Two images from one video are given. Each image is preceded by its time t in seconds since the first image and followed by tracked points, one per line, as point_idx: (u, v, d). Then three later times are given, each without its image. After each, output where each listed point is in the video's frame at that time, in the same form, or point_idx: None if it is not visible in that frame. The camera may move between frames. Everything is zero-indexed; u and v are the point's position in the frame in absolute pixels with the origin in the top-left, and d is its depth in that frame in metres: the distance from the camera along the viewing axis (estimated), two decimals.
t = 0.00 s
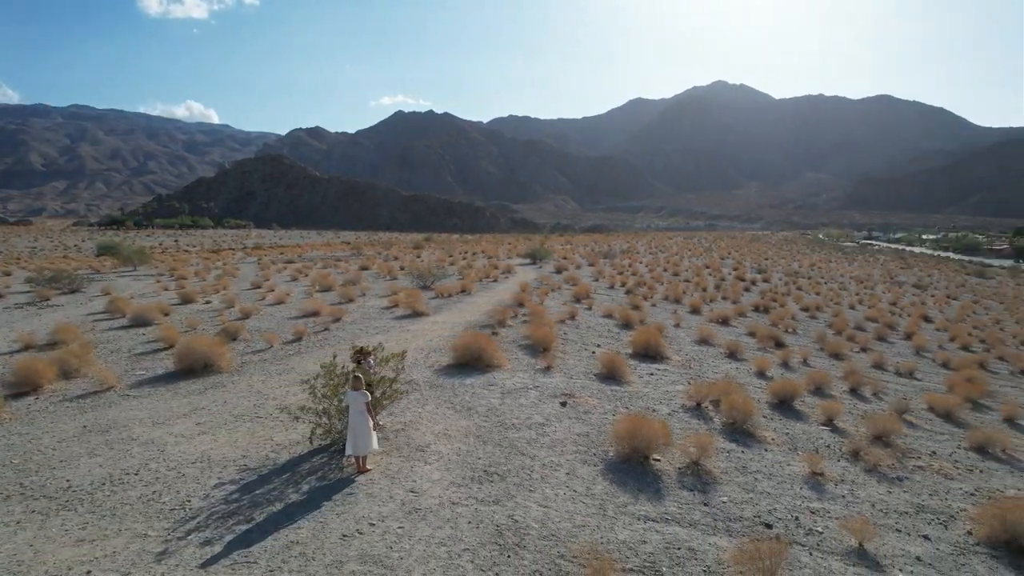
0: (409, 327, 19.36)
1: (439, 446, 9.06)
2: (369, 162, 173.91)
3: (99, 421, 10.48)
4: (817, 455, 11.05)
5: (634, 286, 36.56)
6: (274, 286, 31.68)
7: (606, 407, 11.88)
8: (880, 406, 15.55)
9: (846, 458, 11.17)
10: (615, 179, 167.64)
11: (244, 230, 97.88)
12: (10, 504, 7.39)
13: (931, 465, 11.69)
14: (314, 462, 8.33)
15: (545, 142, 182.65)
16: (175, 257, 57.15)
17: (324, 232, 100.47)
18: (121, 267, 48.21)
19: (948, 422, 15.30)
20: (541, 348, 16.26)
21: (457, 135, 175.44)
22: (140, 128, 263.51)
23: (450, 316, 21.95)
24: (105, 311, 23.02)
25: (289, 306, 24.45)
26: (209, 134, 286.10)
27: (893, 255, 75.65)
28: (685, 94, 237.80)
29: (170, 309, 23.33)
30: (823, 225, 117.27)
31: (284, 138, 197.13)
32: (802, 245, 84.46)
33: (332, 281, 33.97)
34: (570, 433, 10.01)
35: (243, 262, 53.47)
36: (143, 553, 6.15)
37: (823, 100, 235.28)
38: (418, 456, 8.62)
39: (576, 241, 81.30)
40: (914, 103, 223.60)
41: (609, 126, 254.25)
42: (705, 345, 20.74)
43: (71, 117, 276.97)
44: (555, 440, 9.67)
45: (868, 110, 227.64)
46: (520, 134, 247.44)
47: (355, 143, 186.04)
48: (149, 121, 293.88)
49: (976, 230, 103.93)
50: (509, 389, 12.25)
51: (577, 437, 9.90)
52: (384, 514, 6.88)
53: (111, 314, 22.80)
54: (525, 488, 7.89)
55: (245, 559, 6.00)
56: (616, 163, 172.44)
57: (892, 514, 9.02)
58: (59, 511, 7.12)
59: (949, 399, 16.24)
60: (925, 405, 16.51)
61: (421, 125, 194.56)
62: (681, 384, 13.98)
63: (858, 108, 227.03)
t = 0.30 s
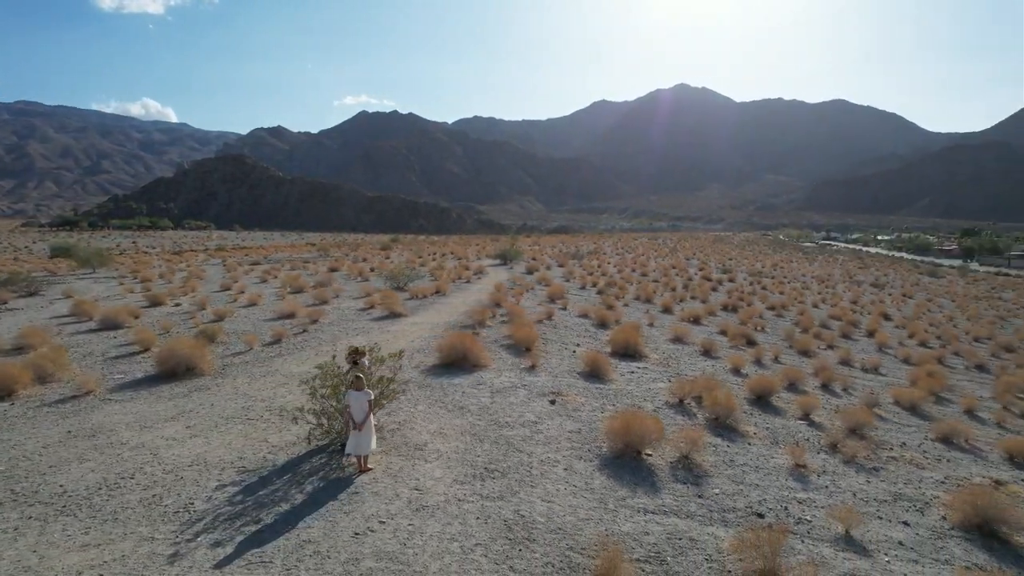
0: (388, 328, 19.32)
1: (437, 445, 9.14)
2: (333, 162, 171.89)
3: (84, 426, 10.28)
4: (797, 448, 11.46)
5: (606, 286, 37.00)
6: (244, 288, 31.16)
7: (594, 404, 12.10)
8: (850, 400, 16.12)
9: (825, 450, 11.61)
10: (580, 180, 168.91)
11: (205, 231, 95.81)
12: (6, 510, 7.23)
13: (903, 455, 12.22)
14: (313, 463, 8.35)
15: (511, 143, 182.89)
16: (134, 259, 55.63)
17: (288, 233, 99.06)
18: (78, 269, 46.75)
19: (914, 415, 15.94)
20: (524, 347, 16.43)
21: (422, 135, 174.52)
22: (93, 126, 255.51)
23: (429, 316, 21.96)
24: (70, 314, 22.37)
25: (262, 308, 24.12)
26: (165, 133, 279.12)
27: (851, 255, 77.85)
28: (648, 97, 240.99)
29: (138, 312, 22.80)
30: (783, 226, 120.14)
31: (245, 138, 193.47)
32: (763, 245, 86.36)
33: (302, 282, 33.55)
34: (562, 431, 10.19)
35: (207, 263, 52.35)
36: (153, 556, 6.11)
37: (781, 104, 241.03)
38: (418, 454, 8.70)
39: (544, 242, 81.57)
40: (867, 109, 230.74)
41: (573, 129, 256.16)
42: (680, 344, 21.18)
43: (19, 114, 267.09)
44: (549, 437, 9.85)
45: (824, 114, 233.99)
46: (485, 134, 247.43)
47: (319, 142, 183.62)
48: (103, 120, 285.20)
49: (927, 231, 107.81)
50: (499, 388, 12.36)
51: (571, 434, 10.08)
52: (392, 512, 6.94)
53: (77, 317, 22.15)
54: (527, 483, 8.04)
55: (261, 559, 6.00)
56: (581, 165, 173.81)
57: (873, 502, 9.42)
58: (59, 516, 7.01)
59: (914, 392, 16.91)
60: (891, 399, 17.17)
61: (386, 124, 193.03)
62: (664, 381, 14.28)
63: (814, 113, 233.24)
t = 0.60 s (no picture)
0: (368, 329, 19.26)
1: (435, 443, 9.23)
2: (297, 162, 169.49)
3: (69, 431, 10.09)
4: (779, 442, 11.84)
5: (578, 287, 37.37)
6: (214, 290, 30.62)
7: (582, 402, 12.29)
8: (822, 395, 16.67)
9: (804, 443, 12.02)
10: (546, 181, 169.71)
11: (165, 232, 93.61)
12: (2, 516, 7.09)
13: (877, 446, 12.71)
14: (314, 463, 8.36)
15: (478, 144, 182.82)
16: (93, 260, 54.04)
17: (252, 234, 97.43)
18: (35, 271, 45.27)
19: (883, 409, 16.55)
20: (506, 348, 16.58)
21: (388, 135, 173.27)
22: (43, 122, 247.04)
23: (407, 317, 21.93)
24: (34, 318, 21.70)
25: (236, 310, 23.77)
26: (121, 131, 271.63)
27: (812, 255, 79.93)
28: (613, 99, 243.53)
29: (107, 314, 22.25)
30: (746, 227, 122.64)
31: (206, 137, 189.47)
32: (727, 245, 88.01)
33: (272, 284, 33.08)
34: (555, 428, 10.37)
35: (171, 265, 51.25)
36: (165, 559, 6.08)
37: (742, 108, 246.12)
38: (417, 454, 8.77)
39: (512, 244, 81.80)
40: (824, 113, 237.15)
41: (539, 130, 257.42)
42: (656, 343, 21.57)
43: None
44: (543, 435, 10.02)
45: (783, 118, 239.65)
46: (451, 134, 246.71)
47: (282, 142, 180.82)
48: (54, 117, 276.17)
49: (883, 232, 111.19)
50: (488, 387, 12.49)
51: (564, 431, 10.26)
52: (401, 509, 7.02)
53: (42, 320, 21.50)
54: (527, 480, 8.18)
55: (275, 558, 6.03)
56: (547, 166, 174.67)
57: (854, 491, 9.81)
58: (60, 521, 6.91)
59: (882, 387, 17.54)
60: (860, 394, 17.79)
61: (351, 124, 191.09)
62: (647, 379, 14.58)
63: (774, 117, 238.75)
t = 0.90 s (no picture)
0: (349, 330, 19.15)
1: (432, 443, 9.28)
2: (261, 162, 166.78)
3: (55, 435, 9.90)
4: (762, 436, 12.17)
5: (552, 287, 37.70)
6: (184, 292, 30.08)
7: (570, 400, 12.47)
8: (797, 391, 17.16)
9: (785, 437, 12.41)
10: (514, 182, 170.12)
11: (125, 233, 91.22)
12: None
13: (854, 439, 13.15)
14: (315, 463, 8.38)
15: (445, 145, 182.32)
16: (51, 262, 52.40)
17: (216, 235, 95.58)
18: None
19: (855, 404, 17.10)
20: (490, 347, 16.72)
21: (354, 135, 171.68)
22: None
23: (387, 318, 21.90)
24: None
25: (210, 312, 23.40)
26: (76, 129, 263.62)
27: (775, 255, 81.75)
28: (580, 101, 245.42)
29: (75, 318, 21.66)
30: (711, 227, 124.71)
31: (165, 135, 185.05)
32: (693, 245, 89.48)
33: (243, 286, 32.56)
34: (549, 426, 10.53)
35: (134, 266, 50.05)
36: (176, 560, 6.06)
37: (705, 111, 250.39)
38: (416, 453, 8.83)
39: (480, 245, 81.94)
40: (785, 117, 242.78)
41: (506, 132, 258.09)
42: (633, 342, 21.92)
43: None
44: (537, 432, 10.18)
45: (746, 122, 244.62)
46: (418, 135, 245.71)
47: (245, 142, 177.71)
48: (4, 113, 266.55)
49: (843, 233, 114.21)
50: (477, 387, 12.61)
51: (557, 429, 10.45)
52: (408, 507, 7.08)
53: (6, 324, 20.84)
54: (528, 476, 8.30)
55: (289, 557, 6.04)
56: (515, 168, 175.19)
57: (837, 482, 10.17)
58: (61, 525, 6.80)
59: (852, 383, 18.13)
60: (833, 390, 18.34)
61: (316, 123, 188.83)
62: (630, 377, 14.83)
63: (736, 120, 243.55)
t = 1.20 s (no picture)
0: (330, 332, 19.02)
1: (430, 441, 9.35)
2: (225, 161, 163.74)
3: (42, 440, 9.70)
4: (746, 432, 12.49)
5: (527, 288, 37.84)
6: (154, 294, 29.44)
7: (560, 399, 12.62)
8: (773, 388, 17.62)
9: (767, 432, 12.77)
10: (482, 183, 170.10)
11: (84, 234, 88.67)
12: None
13: (832, 433, 13.57)
14: (315, 464, 8.39)
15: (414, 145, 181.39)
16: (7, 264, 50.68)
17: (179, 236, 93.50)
18: None
19: (829, 400, 17.61)
20: (475, 347, 16.79)
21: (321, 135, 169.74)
22: None
23: (366, 319, 21.77)
24: None
25: (185, 314, 22.98)
26: (29, 126, 255.14)
27: (741, 256, 83.27)
28: (548, 103, 246.62)
29: (44, 322, 21.06)
30: (678, 228, 126.37)
31: (125, 134, 180.28)
32: (661, 246, 90.58)
33: (214, 287, 31.95)
34: (542, 425, 10.67)
35: (97, 268, 48.65)
36: (188, 562, 6.03)
37: (671, 113, 253.87)
38: (416, 451, 8.88)
39: (450, 245, 81.75)
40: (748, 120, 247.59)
41: (475, 134, 257.94)
42: (611, 341, 22.19)
43: None
44: (531, 430, 10.31)
45: (711, 125, 248.70)
46: (386, 135, 244.00)
47: (208, 141, 174.16)
48: None
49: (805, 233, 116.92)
50: (467, 386, 12.70)
51: (550, 427, 10.59)
52: (414, 506, 7.15)
53: None
54: (528, 473, 8.45)
55: (304, 556, 6.06)
56: (483, 168, 175.06)
57: (821, 474, 10.52)
58: (64, 529, 6.70)
59: (825, 379, 18.68)
60: (807, 386, 18.86)
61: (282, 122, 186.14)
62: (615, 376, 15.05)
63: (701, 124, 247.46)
